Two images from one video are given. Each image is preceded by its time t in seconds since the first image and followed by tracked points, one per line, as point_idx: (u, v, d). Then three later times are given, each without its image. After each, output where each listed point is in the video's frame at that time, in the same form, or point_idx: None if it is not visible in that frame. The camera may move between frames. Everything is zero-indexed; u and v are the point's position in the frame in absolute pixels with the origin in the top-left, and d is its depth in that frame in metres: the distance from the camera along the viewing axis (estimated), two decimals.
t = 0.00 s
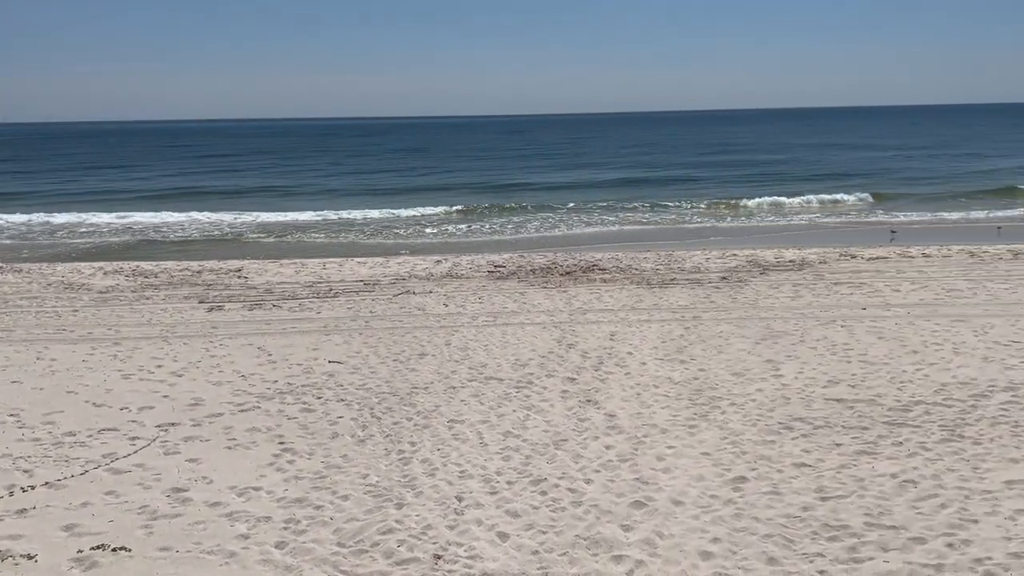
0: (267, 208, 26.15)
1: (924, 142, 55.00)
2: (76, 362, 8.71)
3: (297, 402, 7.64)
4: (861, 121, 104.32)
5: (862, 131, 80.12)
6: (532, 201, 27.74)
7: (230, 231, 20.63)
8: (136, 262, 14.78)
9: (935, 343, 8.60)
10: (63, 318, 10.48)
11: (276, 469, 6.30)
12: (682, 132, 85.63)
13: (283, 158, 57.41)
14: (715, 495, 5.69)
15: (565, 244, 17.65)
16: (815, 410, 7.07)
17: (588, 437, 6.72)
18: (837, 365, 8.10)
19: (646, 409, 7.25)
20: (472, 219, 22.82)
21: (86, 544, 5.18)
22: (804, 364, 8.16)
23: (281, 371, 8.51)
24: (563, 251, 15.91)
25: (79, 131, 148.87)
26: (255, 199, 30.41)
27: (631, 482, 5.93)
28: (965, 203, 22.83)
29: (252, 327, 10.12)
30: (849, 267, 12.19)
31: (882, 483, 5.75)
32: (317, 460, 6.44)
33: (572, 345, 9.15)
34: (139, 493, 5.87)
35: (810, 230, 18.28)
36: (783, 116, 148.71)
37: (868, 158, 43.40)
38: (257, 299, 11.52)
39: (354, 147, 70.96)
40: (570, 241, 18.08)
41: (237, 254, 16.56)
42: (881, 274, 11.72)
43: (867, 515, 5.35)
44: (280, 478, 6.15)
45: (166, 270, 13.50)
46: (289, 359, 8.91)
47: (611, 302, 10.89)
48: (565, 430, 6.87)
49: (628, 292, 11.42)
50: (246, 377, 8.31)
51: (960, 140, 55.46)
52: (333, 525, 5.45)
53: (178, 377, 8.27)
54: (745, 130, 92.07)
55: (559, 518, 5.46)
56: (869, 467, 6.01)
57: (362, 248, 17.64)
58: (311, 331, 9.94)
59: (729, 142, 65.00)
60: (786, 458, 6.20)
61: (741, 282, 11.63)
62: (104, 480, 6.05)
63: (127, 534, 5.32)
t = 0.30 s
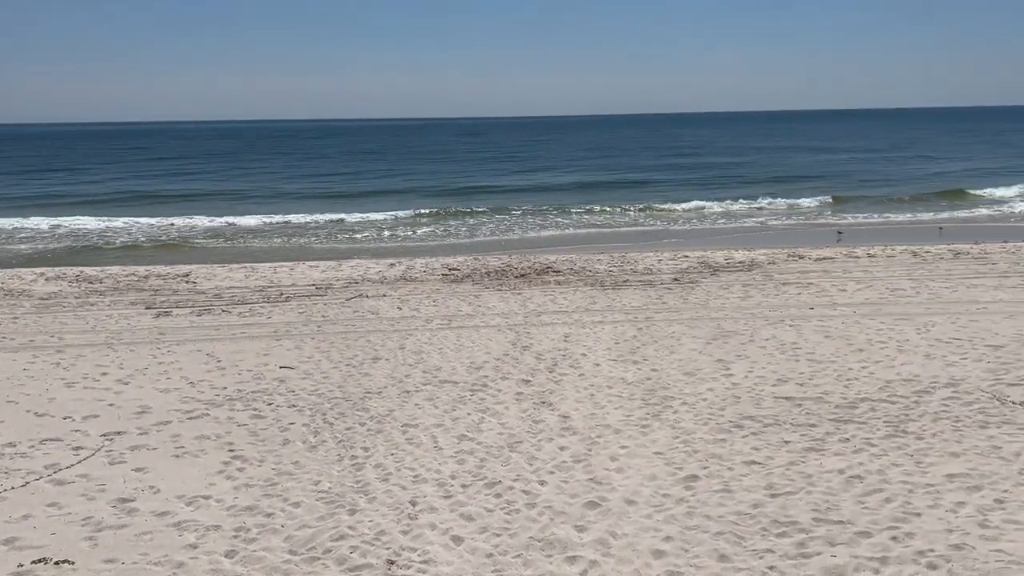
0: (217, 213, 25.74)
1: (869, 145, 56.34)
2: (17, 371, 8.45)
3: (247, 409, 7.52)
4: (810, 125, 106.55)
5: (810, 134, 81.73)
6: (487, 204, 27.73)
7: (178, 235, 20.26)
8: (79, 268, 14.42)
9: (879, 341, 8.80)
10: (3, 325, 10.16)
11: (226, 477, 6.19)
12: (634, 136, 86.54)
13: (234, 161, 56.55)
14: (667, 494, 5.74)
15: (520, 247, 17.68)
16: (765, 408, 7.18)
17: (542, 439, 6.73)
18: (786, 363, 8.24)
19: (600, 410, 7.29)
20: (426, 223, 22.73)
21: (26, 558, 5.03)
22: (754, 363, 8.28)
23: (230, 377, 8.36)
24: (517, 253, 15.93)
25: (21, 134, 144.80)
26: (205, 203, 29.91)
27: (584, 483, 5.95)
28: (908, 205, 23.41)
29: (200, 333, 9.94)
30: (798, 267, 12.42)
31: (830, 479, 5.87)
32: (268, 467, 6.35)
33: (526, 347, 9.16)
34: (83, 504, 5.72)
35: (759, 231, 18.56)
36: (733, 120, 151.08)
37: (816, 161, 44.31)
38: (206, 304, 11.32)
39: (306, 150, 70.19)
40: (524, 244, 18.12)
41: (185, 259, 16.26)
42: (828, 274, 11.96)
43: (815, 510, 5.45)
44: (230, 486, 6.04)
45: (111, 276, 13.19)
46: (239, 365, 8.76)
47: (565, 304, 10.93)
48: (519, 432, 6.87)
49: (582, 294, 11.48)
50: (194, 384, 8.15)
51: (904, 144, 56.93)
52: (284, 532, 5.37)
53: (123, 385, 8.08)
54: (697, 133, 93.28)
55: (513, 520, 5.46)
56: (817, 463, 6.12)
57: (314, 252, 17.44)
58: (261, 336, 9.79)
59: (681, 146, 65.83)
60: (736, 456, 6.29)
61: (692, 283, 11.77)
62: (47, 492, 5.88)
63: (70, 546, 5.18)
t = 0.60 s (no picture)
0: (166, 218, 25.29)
1: (818, 149, 57.52)
2: None
3: (196, 417, 7.39)
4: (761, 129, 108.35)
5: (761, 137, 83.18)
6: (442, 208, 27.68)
7: (126, 241, 19.86)
8: (22, 274, 14.04)
9: (827, 340, 8.98)
10: None
11: (175, 486, 6.08)
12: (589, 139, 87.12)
13: (184, 165, 55.54)
14: (621, 495, 5.79)
15: (475, 250, 17.67)
16: (716, 407, 7.28)
17: (497, 442, 6.73)
18: (737, 363, 8.36)
19: (555, 412, 7.32)
20: (382, 227, 22.61)
21: None
22: (706, 364, 8.39)
23: (179, 385, 8.21)
24: (472, 256, 15.93)
25: None
26: (153, 208, 29.35)
27: (539, 485, 5.97)
28: (854, 207, 23.95)
29: (148, 340, 9.74)
30: (748, 269, 12.62)
31: (779, 477, 5.97)
32: (218, 475, 6.25)
33: (481, 350, 9.16)
34: (26, 517, 5.56)
35: (711, 233, 18.83)
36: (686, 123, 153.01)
37: (767, 164, 45.08)
38: (154, 310, 11.10)
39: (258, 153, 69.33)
40: (480, 247, 18.13)
41: (133, 265, 15.93)
42: (778, 275, 12.17)
43: (765, 507, 5.54)
44: (179, 495, 5.93)
45: (55, 282, 12.87)
46: (188, 372, 8.60)
47: (520, 306, 10.95)
48: (474, 436, 6.86)
49: (536, 296, 11.52)
50: (142, 392, 7.99)
51: (851, 148, 58.23)
52: (234, 541, 5.29)
53: (68, 394, 7.88)
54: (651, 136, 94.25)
55: (468, 524, 5.46)
56: (767, 461, 6.23)
57: (267, 257, 17.23)
58: (211, 342, 9.64)
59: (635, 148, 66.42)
60: (688, 456, 6.36)
61: (646, 285, 11.89)
62: None
63: (11, 560, 5.04)
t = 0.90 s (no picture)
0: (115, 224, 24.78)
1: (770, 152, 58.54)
2: None
3: (145, 425, 7.24)
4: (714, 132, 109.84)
5: (715, 139, 84.29)
6: (398, 212, 27.54)
7: (73, 247, 19.41)
8: None
9: (778, 340, 9.13)
10: None
11: (122, 496, 5.95)
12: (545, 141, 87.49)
13: (133, 168, 54.44)
14: (576, 496, 5.81)
15: (431, 254, 17.63)
16: (670, 408, 7.36)
17: (453, 446, 6.72)
18: (690, 364, 8.46)
19: (510, 414, 7.33)
20: (337, 231, 22.42)
21: None
22: (660, 365, 8.47)
23: (127, 393, 8.04)
24: (428, 260, 15.91)
25: None
26: (101, 213, 28.74)
27: (494, 489, 5.97)
28: (805, 210, 24.41)
29: (95, 347, 9.52)
30: (701, 270, 12.78)
31: (731, 475, 6.05)
32: (167, 485, 6.13)
33: (437, 354, 9.13)
34: None
35: (666, 235, 19.05)
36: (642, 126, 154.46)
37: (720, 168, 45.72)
38: (101, 317, 10.86)
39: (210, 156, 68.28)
40: (436, 250, 18.09)
41: (79, 272, 15.58)
42: (730, 276, 12.35)
43: (717, 506, 5.61)
44: (127, 505, 5.81)
45: None
46: (136, 380, 8.42)
47: (476, 310, 10.94)
48: (429, 440, 6.83)
49: (492, 299, 11.53)
50: (88, 401, 7.80)
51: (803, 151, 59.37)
52: (184, 551, 5.20)
53: (10, 404, 7.66)
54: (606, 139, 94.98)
55: (422, 529, 5.43)
56: (719, 460, 6.31)
57: (220, 262, 16.99)
58: (160, 349, 9.45)
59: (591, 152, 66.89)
60: (642, 456, 6.42)
61: (601, 287, 11.98)
62: None
63: None
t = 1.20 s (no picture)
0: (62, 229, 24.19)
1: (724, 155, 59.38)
2: None
3: (92, 435, 7.07)
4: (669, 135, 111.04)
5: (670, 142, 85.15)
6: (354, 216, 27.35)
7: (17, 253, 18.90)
8: None
9: (730, 340, 9.26)
10: None
11: (67, 508, 5.80)
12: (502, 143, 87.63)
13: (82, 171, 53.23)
14: (532, 498, 5.82)
15: (388, 257, 17.53)
16: (625, 408, 7.41)
17: (408, 450, 6.68)
18: (645, 365, 8.53)
19: (467, 418, 7.31)
20: (292, 234, 22.17)
21: None
22: (615, 366, 8.53)
23: (73, 402, 7.84)
24: (384, 263, 15.83)
25: None
26: (47, 218, 28.04)
27: (450, 492, 5.95)
28: (757, 212, 24.81)
29: (39, 355, 9.27)
30: (655, 272, 12.91)
31: (685, 475, 6.11)
32: (115, 495, 6.00)
33: (393, 358, 9.08)
34: None
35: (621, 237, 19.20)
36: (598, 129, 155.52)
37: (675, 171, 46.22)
38: (46, 324, 10.58)
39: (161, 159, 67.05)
40: (392, 254, 17.99)
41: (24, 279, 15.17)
42: (683, 277, 12.49)
43: (671, 506, 5.66)
44: (72, 517, 5.67)
45: None
46: (83, 388, 8.22)
47: (432, 313, 10.90)
48: (384, 445, 6.79)
49: (448, 302, 11.50)
50: (32, 410, 7.59)
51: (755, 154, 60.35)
52: (132, 563, 5.09)
53: None
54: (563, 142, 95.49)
55: (378, 535, 5.39)
56: (673, 460, 6.36)
57: (172, 267, 16.69)
58: (108, 356, 9.24)
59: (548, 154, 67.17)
60: (598, 457, 6.46)
61: (557, 289, 12.03)
62: None
63: None
